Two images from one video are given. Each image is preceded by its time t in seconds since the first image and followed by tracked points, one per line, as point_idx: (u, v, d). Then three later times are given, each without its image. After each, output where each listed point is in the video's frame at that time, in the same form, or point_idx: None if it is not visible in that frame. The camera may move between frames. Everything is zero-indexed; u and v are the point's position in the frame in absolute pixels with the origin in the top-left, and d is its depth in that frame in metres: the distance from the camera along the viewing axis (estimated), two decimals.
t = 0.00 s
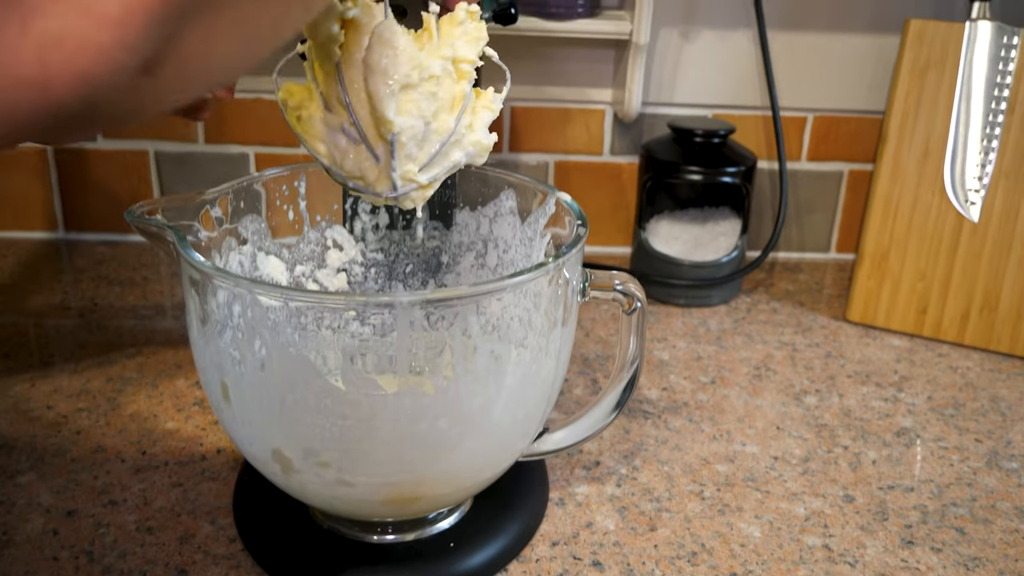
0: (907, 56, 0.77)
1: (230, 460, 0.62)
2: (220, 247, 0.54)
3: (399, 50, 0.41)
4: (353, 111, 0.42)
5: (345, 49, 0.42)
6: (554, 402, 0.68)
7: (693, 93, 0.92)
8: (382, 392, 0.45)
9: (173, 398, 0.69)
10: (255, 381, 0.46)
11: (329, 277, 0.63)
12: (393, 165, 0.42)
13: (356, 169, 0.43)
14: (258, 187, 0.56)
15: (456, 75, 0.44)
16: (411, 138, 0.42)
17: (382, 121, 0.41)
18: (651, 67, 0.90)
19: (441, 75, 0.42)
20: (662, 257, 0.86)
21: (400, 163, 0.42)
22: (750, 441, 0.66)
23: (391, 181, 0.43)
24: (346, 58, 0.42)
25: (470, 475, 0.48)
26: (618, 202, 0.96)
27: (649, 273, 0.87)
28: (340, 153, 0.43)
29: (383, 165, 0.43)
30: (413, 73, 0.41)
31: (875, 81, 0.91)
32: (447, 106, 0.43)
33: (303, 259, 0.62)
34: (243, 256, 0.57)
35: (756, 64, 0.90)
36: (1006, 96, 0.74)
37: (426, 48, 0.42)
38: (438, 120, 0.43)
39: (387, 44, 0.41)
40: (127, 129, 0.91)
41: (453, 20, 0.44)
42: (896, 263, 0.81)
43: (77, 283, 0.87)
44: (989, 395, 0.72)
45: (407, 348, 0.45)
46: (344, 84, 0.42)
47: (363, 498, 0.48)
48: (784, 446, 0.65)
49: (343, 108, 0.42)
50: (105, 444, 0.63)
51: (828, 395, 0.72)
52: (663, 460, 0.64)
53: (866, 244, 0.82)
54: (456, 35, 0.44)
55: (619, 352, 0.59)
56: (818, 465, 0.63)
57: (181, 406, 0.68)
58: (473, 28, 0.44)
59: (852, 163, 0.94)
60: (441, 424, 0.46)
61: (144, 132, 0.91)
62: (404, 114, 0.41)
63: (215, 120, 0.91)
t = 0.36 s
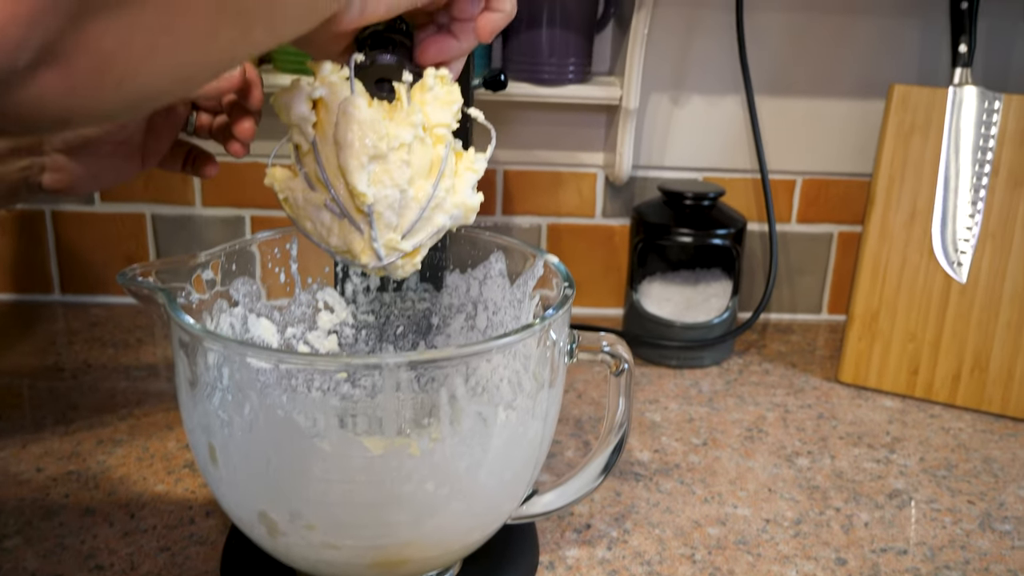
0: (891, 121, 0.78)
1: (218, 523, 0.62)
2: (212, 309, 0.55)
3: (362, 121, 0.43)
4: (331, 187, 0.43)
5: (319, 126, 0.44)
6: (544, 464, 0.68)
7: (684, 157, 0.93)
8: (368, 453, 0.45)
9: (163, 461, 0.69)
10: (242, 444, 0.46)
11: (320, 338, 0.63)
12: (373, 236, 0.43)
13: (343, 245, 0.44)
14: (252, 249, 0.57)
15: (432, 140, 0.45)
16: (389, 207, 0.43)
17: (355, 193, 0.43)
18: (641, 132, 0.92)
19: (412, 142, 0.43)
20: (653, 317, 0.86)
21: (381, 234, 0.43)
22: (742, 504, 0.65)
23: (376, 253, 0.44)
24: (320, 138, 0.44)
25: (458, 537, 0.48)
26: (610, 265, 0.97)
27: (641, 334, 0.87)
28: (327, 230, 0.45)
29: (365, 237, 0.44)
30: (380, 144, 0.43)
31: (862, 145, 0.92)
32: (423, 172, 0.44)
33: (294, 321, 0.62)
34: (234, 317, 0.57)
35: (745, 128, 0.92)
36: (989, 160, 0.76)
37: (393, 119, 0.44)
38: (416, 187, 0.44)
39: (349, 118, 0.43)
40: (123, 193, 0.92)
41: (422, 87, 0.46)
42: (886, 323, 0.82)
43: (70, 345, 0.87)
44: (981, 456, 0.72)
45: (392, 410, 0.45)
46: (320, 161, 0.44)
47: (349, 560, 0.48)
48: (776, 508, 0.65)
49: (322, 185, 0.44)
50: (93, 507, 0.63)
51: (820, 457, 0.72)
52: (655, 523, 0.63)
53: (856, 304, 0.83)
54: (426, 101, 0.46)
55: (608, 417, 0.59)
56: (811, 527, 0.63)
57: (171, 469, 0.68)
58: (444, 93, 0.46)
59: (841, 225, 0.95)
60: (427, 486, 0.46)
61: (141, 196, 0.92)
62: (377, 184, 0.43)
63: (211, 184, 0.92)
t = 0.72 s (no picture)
0: (881, 164, 0.79)
1: (201, 570, 0.61)
2: (195, 353, 0.54)
3: (342, 164, 0.42)
4: (312, 230, 0.43)
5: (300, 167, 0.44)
6: (533, 509, 0.68)
7: (675, 201, 0.93)
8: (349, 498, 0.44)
9: (148, 507, 0.68)
10: (222, 489, 0.45)
11: (306, 382, 0.62)
12: (354, 279, 0.43)
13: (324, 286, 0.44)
14: (240, 292, 0.57)
15: (412, 182, 0.45)
16: (370, 249, 0.43)
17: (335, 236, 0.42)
18: (631, 176, 0.92)
19: (392, 183, 0.43)
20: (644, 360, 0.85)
21: (362, 276, 0.43)
22: (733, 549, 0.64)
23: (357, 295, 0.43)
24: (301, 180, 0.44)
25: None
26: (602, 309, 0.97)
27: (632, 378, 0.87)
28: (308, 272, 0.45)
29: (346, 280, 0.43)
30: (359, 185, 0.42)
31: (852, 189, 0.93)
32: (403, 215, 0.44)
33: (279, 364, 0.61)
34: (218, 360, 0.56)
35: (736, 171, 0.92)
36: (980, 203, 0.76)
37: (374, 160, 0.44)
38: (396, 228, 0.44)
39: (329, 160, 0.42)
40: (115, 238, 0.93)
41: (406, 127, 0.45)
42: (878, 366, 0.81)
43: (57, 390, 0.87)
44: (976, 500, 0.72)
45: (374, 453, 0.45)
46: (301, 205, 0.43)
47: None
48: (768, 553, 0.64)
49: (303, 228, 0.44)
50: (74, 554, 0.62)
51: (813, 501, 0.71)
52: (644, 568, 0.62)
53: (848, 347, 0.82)
54: (407, 143, 0.45)
55: (593, 464, 0.58)
56: (803, 572, 0.62)
57: (155, 515, 0.67)
58: (425, 134, 0.46)
59: (833, 268, 0.95)
60: (409, 532, 0.45)
61: (133, 240, 0.92)
62: (357, 226, 0.43)
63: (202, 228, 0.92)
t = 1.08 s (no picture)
0: (881, 179, 0.79)
1: None
2: (201, 366, 0.55)
3: (359, 181, 0.42)
4: (324, 245, 0.43)
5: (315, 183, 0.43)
6: (536, 523, 0.68)
7: (675, 216, 0.94)
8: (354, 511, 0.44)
9: (151, 522, 0.68)
10: (227, 503, 0.46)
11: (309, 397, 0.63)
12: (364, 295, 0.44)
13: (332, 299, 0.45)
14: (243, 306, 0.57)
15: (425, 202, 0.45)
16: (382, 267, 0.43)
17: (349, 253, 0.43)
18: (632, 192, 0.92)
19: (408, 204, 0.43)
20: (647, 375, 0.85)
21: (373, 292, 0.44)
22: (737, 563, 0.64)
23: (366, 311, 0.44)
24: (314, 196, 0.43)
25: None
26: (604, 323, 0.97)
27: (634, 393, 0.87)
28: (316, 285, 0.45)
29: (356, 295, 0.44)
30: (375, 205, 0.42)
31: (852, 204, 0.93)
32: (415, 235, 0.44)
33: (284, 379, 0.62)
34: (223, 375, 0.57)
35: (735, 187, 0.92)
36: (979, 218, 0.77)
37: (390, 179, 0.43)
38: (409, 247, 0.44)
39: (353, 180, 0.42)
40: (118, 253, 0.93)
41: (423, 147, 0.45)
42: (879, 381, 0.81)
43: (60, 405, 0.87)
44: (978, 513, 0.72)
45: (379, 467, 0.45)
46: (314, 220, 0.43)
47: None
48: (771, 567, 0.64)
49: (314, 243, 0.44)
50: (78, 569, 0.62)
51: (815, 515, 0.71)
52: None
53: (850, 362, 0.82)
54: (421, 163, 0.45)
55: (597, 477, 0.58)
56: None
57: (158, 529, 0.67)
58: (439, 154, 0.46)
59: (833, 283, 0.96)
60: (415, 545, 0.45)
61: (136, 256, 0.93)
62: (371, 245, 0.43)
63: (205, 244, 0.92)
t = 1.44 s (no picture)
0: (891, 179, 0.80)
1: None
2: (226, 357, 0.55)
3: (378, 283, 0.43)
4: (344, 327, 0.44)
5: (337, 286, 0.46)
6: (553, 517, 0.68)
7: (686, 217, 0.95)
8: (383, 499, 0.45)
9: (172, 516, 0.69)
10: (257, 491, 0.46)
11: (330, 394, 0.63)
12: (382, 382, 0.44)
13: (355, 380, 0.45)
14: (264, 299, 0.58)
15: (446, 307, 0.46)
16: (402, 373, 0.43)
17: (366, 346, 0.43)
18: (644, 193, 0.93)
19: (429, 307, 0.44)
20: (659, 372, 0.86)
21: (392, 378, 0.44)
22: (751, 556, 0.65)
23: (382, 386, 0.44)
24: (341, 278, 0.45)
25: None
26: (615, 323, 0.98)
27: (647, 391, 0.87)
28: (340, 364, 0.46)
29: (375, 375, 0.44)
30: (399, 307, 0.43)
31: (862, 205, 0.94)
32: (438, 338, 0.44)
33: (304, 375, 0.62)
34: (246, 368, 0.57)
35: (746, 188, 0.93)
36: (989, 219, 0.77)
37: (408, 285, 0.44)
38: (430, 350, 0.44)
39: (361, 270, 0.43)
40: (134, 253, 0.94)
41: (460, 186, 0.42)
42: (890, 378, 0.82)
43: (78, 403, 0.87)
44: (989, 508, 0.72)
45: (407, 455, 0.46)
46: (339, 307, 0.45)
47: None
48: (785, 560, 0.65)
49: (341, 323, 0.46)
50: (101, 561, 0.63)
51: (828, 509, 0.72)
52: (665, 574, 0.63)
53: (860, 360, 0.83)
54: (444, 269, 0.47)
55: (616, 467, 0.59)
56: None
57: (179, 523, 0.68)
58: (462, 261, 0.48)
59: (843, 283, 0.97)
60: (442, 532, 0.46)
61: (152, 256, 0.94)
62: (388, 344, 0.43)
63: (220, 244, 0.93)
